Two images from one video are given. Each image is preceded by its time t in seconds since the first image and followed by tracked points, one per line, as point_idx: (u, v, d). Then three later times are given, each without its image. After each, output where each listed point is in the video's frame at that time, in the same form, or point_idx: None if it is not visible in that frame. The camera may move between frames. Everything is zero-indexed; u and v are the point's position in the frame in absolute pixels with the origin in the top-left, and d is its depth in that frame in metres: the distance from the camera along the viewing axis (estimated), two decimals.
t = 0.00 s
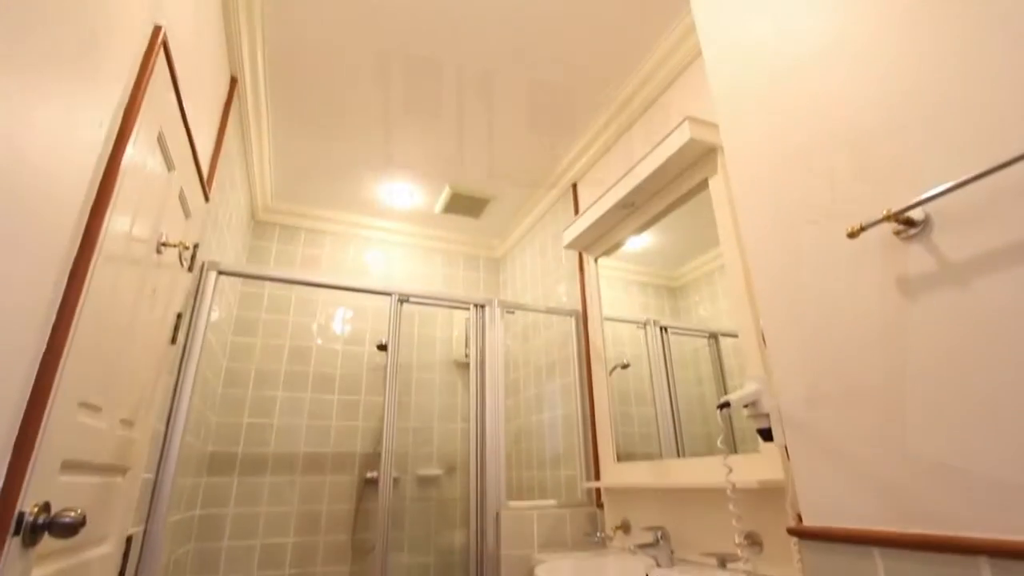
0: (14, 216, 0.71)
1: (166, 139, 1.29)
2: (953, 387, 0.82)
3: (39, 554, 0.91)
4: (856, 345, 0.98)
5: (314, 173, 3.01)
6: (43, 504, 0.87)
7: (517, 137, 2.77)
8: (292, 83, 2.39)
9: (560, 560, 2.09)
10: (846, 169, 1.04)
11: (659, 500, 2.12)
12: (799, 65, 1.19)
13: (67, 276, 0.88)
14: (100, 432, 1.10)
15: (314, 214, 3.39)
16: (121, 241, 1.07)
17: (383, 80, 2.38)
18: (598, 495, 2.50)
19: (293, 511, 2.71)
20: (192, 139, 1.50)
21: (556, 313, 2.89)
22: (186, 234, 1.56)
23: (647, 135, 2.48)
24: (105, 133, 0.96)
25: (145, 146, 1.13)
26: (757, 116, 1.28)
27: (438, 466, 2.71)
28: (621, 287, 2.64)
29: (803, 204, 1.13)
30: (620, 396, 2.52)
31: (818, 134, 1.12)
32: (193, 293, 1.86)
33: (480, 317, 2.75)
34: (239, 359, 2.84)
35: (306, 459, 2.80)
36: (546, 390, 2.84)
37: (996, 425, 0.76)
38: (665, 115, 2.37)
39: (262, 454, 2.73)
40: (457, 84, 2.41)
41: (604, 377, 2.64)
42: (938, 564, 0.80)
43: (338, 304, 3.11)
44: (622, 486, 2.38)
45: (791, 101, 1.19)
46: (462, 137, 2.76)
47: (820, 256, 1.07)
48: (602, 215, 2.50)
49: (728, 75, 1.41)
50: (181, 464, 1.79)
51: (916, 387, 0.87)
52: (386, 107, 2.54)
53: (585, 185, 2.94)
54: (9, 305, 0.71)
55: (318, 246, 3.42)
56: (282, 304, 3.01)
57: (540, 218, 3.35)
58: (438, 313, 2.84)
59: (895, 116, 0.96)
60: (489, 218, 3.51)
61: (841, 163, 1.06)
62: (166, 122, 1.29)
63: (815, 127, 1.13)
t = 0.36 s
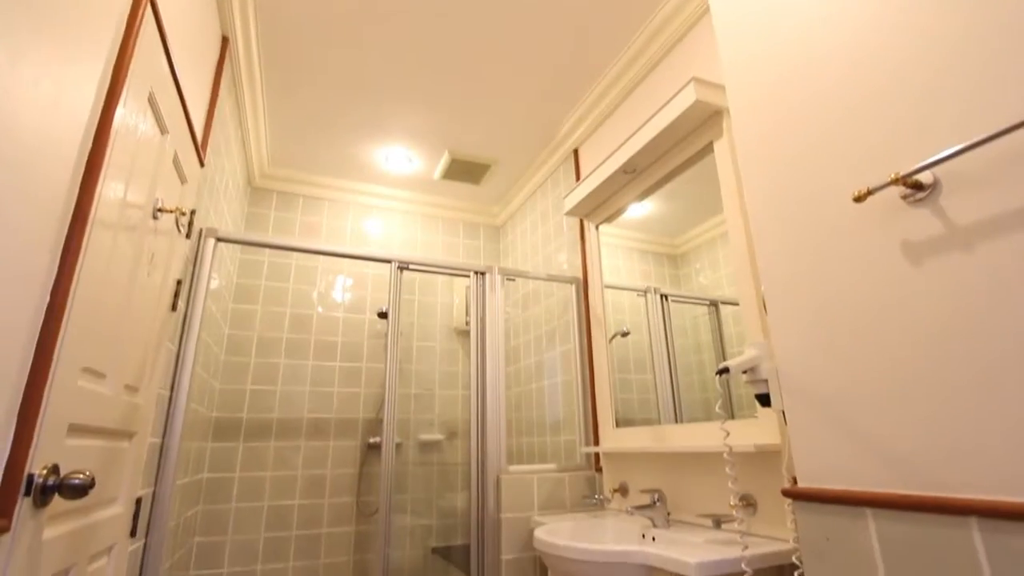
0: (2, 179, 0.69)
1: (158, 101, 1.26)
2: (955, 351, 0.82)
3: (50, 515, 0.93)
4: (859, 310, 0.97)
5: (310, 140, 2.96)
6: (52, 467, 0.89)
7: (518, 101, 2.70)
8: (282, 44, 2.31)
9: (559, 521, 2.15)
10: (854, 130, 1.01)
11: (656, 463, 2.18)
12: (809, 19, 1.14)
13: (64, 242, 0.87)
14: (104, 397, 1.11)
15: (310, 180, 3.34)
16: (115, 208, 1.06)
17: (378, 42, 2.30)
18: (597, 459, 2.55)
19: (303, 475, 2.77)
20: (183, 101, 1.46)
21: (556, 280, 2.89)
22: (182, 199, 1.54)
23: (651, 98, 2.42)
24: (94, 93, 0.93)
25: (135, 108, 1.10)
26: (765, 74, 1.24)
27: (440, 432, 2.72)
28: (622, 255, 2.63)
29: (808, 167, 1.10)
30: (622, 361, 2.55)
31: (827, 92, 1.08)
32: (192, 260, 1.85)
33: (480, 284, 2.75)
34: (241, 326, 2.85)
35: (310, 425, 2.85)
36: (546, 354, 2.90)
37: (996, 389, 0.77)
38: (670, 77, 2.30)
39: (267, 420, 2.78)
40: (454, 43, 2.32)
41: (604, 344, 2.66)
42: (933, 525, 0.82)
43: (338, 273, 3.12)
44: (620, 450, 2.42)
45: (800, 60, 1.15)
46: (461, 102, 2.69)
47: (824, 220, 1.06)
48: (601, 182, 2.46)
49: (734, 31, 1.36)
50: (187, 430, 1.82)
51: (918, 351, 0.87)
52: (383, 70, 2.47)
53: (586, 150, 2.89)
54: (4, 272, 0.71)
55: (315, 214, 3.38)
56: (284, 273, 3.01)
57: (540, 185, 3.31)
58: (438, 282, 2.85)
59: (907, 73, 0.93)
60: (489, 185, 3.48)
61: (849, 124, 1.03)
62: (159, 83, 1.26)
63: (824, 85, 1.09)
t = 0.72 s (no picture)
0: None
1: (149, 68, 1.23)
2: (958, 322, 0.82)
3: (58, 482, 0.94)
4: (863, 281, 0.96)
5: (306, 110, 2.91)
6: (57, 436, 0.90)
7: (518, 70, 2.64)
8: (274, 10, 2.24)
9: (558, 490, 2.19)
10: (862, 97, 0.99)
11: (654, 434, 2.22)
12: None
13: (58, 213, 0.86)
14: (106, 369, 1.12)
15: (308, 151, 3.30)
16: (110, 178, 1.04)
17: (374, 7, 2.23)
18: (596, 430, 2.59)
19: (306, 445, 2.82)
20: (175, 68, 1.42)
21: (556, 253, 2.88)
22: (177, 170, 1.52)
23: (654, 65, 2.36)
24: (82, 58, 0.90)
25: (125, 75, 1.07)
26: (771, 39, 1.20)
27: (440, 403, 2.75)
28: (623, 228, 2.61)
29: (815, 135, 1.08)
30: (621, 334, 2.56)
31: (835, 56, 1.05)
32: (189, 232, 1.83)
33: (480, 257, 2.74)
34: (241, 299, 2.85)
35: (312, 397, 2.88)
36: (546, 328, 2.92)
37: (998, 361, 0.77)
38: (674, 45, 2.24)
39: (269, 392, 2.81)
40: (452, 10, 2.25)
41: (604, 317, 2.66)
42: (928, 492, 0.83)
43: (337, 246, 3.11)
44: (618, 421, 2.46)
45: (807, 23, 1.12)
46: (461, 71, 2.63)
47: (829, 190, 1.04)
48: (601, 153, 2.43)
49: None
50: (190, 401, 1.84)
51: (922, 321, 0.87)
52: (379, 38, 2.40)
53: (587, 121, 2.84)
54: None
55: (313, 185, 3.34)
56: (283, 246, 3.00)
57: (540, 156, 3.27)
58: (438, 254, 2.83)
59: (918, 36, 0.90)
60: (488, 157, 3.43)
61: (858, 91, 1.00)
62: (149, 49, 1.22)
63: (833, 49, 1.06)
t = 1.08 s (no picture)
0: None
1: (141, 39, 1.20)
2: (961, 298, 0.81)
3: (64, 456, 0.96)
4: (866, 257, 0.96)
5: (303, 84, 2.86)
6: (61, 411, 0.90)
7: (518, 43, 2.58)
8: None
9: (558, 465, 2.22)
10: (870, 69, 0.97)
11: (653, 409, 2.24)
12: None
13: (53, 189, 0.85)
14: (108, 345, 1.12)
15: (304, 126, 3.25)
16: (104, 153, 1.03)
17: None
18: (595, 406, 2.62)
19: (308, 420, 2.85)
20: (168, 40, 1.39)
21: (557, 231, 2.86)
22: (173, 146, 1.50)
23: (657, 37, 2.31)
24: (71, 29, 0.88)
25: (116, 46, 1.05)
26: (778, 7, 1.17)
27: (441, 379, 2.70)
28: (624, 205, 2.59)
29: (820, 108, 1.06)
30: (621, 311, 2.57)
31: (843, 27, 1.02)
32: (187, 209, 1.82)
33: (480, 234, 2.73)
34: (241, 276, 2.85)
35: (313, 374, 2.90)
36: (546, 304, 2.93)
37: (999, 337, 0.77)
38: (678, 16, 2.19)
39: (271, 369, 2.83)
40: None
41: (604, 294, 2.66)
42: (924, 466, 0.84)
43: (337, 222, 3.09)
44: (617, 397, 2.48)
45: None
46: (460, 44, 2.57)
47: (834, 165, 1.02)
48: (603, 129, 2.40)
49: None
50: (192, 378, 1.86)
51: (924, 297, 0.86)
52: (377, 9, 2.34)
53: (588, 95, 2.79)
54: None
55: (312, 161, 3.31)
56: (282, 223, 2.98)
57: (541, 132, 3.23)
58: (438, 231, 2.77)
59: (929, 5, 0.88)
60: (488, 132, 3.39)
61: (865, 62, 0.98)
62: (140, 20, 1.19)
63: (840, 19, 1.03)
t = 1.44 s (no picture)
0: None
1: (134, 13, 1.18)
2: (963, 275, 0.81)
3: (69, 434, 0.97)
4: (868, 235, 0.95)
5: (300, 61, 2.82)
6: (64, 389, 0.91)
7: (519, 18, 2.53)
8: None
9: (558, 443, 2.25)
10: (878, 44, 0.95)
11: (652, 388, 2.26)
12: None
13: (48, 167, 0.84)
14: (109, 325, 1.13)
15: (302, 104, 3.21)
16: (99, 130, 1.01)
17: None
18: (595, 386, 2.64)
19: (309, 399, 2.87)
20: (161, 13, 1.36)
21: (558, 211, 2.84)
22: (169, 123, 1.48)
23: (660, 12, 2.26)
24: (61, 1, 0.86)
25: (108, 20, 1.02)
26: None
27: (442, 359, 2.71)
28: (625, 184, 2.57)
29: (825, 83, 1.04)
30: (621, 291, 2.57)
31: None
32: (185, 188, 1.80)
33: (481, 214, 2.71)
34: (241, 256, 2.85)
35: (315, 353, 2.91)
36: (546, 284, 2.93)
37: (999, 315, 0.77)
38: None
39: (272, 348, 2.84)
40: None
41: (604, 274, 2.66)
42: (920, 442, 0.85)
43: (337, 202, 3.07)
44: (617, 376, 2.50)
45: None
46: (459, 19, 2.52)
47: (839, 142, 1.01)
48: (604, 107, 2.37)
49: None
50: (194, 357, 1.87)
51: (925, 275, 0.86)
52: None
53: (590, 72, 2.75)
54: None
55: (310, 140, 3.28)
56: (281, 202, 2.96)
57: (542, 110, 3.19)
58: (438, 211, 2.76)
59: None
60: (488, 110, 3.35)
61: (872, 36, 0.96)
62: None
63: None
